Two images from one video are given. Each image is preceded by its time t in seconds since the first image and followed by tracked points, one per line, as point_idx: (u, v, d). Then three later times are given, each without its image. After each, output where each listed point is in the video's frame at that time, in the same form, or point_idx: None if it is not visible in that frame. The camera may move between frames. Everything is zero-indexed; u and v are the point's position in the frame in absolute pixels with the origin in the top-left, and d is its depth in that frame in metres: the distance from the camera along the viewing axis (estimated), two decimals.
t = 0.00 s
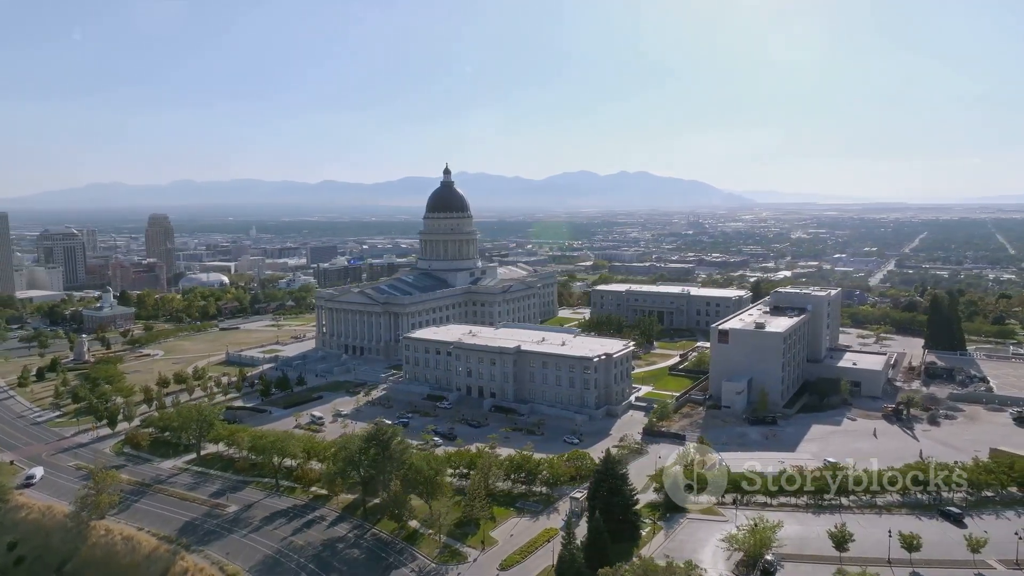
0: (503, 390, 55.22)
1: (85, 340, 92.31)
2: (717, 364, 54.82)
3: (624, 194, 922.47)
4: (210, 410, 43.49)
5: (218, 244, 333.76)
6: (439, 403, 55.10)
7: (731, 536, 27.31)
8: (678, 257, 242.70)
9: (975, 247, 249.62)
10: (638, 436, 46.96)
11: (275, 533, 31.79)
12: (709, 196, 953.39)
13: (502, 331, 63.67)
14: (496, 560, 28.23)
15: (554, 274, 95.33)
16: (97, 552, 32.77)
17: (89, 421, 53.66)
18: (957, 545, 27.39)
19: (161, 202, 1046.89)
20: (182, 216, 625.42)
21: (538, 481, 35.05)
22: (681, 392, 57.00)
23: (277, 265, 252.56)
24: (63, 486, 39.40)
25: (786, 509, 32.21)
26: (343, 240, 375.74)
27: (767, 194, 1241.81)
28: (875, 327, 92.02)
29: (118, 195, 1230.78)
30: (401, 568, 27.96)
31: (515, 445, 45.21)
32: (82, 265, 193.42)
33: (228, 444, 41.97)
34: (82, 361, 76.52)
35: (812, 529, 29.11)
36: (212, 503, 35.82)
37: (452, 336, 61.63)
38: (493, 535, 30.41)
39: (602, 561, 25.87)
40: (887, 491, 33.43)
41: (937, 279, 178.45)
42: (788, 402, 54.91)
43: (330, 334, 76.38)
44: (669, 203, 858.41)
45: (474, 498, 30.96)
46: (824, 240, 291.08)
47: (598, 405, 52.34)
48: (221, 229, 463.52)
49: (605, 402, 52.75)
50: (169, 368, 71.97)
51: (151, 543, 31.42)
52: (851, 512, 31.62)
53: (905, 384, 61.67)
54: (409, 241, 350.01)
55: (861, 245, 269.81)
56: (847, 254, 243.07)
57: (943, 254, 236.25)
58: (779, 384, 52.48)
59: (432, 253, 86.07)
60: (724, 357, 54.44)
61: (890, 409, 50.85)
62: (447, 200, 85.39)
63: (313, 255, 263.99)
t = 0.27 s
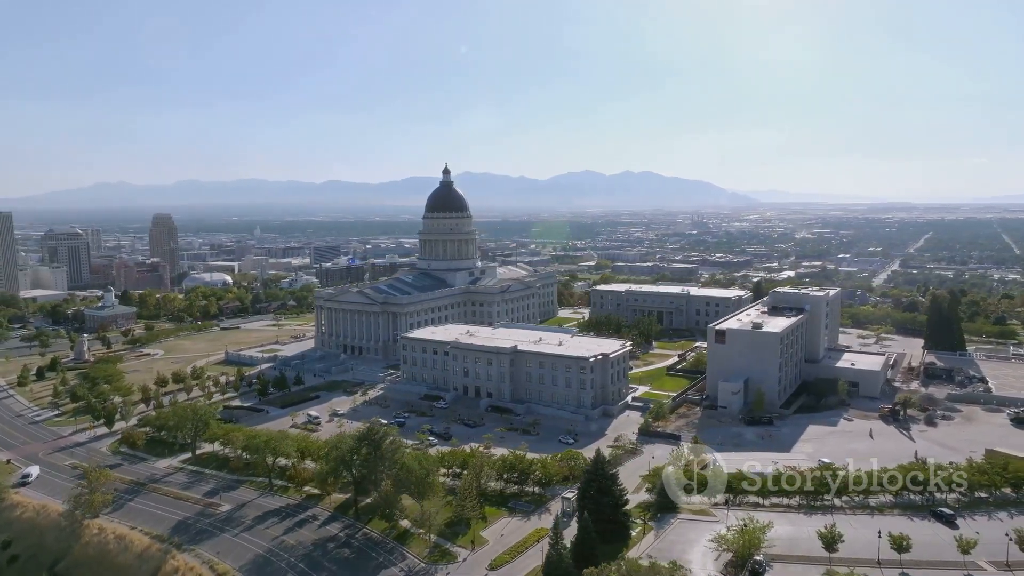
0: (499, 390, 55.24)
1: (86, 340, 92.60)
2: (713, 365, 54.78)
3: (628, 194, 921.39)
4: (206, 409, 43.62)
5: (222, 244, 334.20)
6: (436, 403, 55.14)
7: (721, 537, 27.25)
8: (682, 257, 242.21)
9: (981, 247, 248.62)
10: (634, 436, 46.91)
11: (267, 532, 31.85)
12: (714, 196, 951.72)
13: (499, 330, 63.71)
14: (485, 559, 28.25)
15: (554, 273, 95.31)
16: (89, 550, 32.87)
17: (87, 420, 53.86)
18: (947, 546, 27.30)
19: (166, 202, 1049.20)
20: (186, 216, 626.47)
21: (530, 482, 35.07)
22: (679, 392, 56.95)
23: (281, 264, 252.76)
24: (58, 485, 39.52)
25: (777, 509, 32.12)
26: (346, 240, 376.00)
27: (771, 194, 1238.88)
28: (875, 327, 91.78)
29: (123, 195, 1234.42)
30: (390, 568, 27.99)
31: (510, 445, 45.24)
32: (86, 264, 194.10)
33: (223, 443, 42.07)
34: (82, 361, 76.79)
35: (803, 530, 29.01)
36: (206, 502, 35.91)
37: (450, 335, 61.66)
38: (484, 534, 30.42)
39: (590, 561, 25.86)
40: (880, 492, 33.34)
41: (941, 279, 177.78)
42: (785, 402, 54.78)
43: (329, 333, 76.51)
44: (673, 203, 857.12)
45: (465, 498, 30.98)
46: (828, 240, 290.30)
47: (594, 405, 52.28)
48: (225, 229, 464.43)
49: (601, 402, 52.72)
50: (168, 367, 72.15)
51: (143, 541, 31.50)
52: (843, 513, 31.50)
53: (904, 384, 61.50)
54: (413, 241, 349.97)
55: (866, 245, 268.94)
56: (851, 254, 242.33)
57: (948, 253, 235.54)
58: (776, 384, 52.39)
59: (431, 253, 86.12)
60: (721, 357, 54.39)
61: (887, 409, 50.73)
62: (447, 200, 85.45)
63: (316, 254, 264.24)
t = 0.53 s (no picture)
0: (496, 390, 55.23)
1: (87, 339, 92.89)
2: (710, 365, 54.72)
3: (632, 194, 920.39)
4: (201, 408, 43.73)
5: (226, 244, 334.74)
6: (432, 403, 55.16)
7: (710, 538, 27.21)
8: (685, 257, 241.73)
9: (985, 247, 247.57)
10: (629, 436, 46.88)
11: (258, 531, 31.90)
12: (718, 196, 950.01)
13: (497, 330, 63.72)
14: (475, 559, 28.25)
15: (554, 273, 95.28)
16: (82, 549, 32.95)
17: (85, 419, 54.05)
18: (938, 547, 27.23)
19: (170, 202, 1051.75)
20: (191, 216, 627.94)
21: (522, 482, 35.05)
22: (675, 392, 56.87)
23: (284, 264, 253.06)
24: (53, 483, 39.66)
25: (769, 510, 32.05)
26: (350, 240, 376.31)
27: (776, 194, 1235.96)
28: (876, 327, 91.50)
29: (128, 194, 1237.99)
30: (380, 568, 28.03)
31: (505, 445, 45.24)
32: (90, 264, 194.78)
33: (218, 442, 42.16)
34: (82, 360, 77.09)
35: (793, 532, 28.93)
36: (199, 501, 35.98)
37: (447, 335, 61.68)
38: (474, 534, 30.43)
39: (579, 560, 25.91)
40: (872, 492, 33.26)
41: (946, 280, 177.10)
42: (782, 402, 54.67)
43: (327, 333, 76.60)
44: (677, 203, 855.78)
45: (456, 497, 31.01)
46: (833, 240, 289.51)
47: (590, 405, 52.25)
48: (229, 229, 465.40)
49: (597, 402, 52.68)
50: (167, 366, 72.35)
51: (134, 541, 31.58)
52: (834, 514, 31.42)
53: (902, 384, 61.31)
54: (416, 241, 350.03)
55: (870, 245, 268.10)
56: (855, 254, 241.55)
57: (952, 254, 234.71)
58: (772, 384, 52.29)
59: (431, 253, 86.18)
60: (718, 357, 54.32)
61: (884, 410, 50.62)
62: (446, 200, 85.51)
63: (319, 254, 264.49)
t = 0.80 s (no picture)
0: (492, 390, 55.25)
1: (88, 339, 93.20)
2: (707, 365, 54.63)
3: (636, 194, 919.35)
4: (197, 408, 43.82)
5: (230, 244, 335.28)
6: (429, 403, 55.20)
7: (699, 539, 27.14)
8: (688, 257, 241.23)
9: (990, 247, 246.61)
10: (624, 436, 46.82)
11: (250, 531, 31.96)
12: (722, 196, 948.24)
13: (494, 330, 63.73)
14: (464, 559, 28.27)
15: (553, 273, 95.24)
16: (76, 548, 33.06)
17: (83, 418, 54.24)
18: (928, 548, 27.14)
19: (175, 201, 1054.24)
20: (195, 216, 629.73)
21: (515, 482, 35.04)
22: (672, 392, 56.79)
23: (287, 263, 253.44)
24: (49, 482, 39.83)
25: (761, 510, 31.96)
26: (353, 240, 376.57)
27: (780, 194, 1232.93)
28: (876, 327, 91.23)
29: (133, 194, 1241.45)
30: (369, 567, 28.05)
31: (500, 445, 45.23)
32: (95, 263, 195.23)
33: (213, 441, 42.25)
34: (82, 359, 77.40)
35: (784, 532, 28.85)
36: (193, 500, 36.06)
37: (445, 335, 61.70)
38: (465, 534, 30.42)
39: (567, 560, 25.80)
40: (865, 493, 33.17)
41: (950, 279, 176.43)
42: (779, 402, 54.56)
43: (326, 332, 76.69)
44: (681, 203, 854.30)
45: (447, 497, 30.99)
46: (837, 240, 288.72)
47: (586, 405, 52.21)
48: (233, 229, 466.29)
49: (593, 402, 52.63)
50: (166, 366, 72.55)
51: (127, 540, 31.68)
52: (826, 514, 31.31)
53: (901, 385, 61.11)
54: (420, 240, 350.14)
55: (874, 245, 267.25)
56: (859, 254, 240.79)
57: (957, 254, 233.89)
58: (769, 384, 52.18)
59: (430, 253, 86.22)
60: (714, 357, 54.22)
61: (880, 410, 50.47)
62: (446, 200, 85.54)
63: (322, 254, 264.73)
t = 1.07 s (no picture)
0: (489, 390, 55.27)
1: (89, 339, 93.49)
2: (704, 365, 54.54)
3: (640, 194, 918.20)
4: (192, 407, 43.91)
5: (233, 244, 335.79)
6: (426, 402, 55.24)
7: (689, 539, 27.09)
8: (691, 257, 240.68)
9: (996, 247, 245.60)
10: (620, 436, 46.78)
11: (242, 530, 32.03)
12: (726, 196, 946.50)
13: (492, 330, 63.74)
14: (454, 559, 28.27)
15: (553, 273, 95.18)
16: (69, 547, 33.17)
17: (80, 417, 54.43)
18: (918, 548, 27.07)
19: (180, 201, 1056.70)
20: (200, 215, 631.02)
21: (507, 482, 35.06)
22: (669, 392, 56.71)
23: (290, 263, 253.83)
24: (44, 481, 39.98)
25: (752, 511, 31.90)
26: (357, 240, 376.76)
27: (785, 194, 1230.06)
28: (877, 327, 90.95)
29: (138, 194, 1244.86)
30: (359, 567, 28.09)
31: (495, 444, 45.24)
32: (98, 263, 195.79)
33: (208, 441, 42.34)
34: (82, 359, 77.67)
35: (774, 533, 28.79)
36: (186, 499, 36.14)
37: (442, 335, 61.74)
38: (455, 534, 30.44)
39: (556, 560, 25.77)
40: (857, 493, 33.07)
41: (954, 279, 175.80)
42: (776, 402, 54.46)
43: (325, 332, 76.81)
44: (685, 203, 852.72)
45: (437, 497, 30.99)
46: (841, 240, 287.94)
47: (582, 404, 52.18)
48: (238, 229, 467.20)
49: (590, 402, 52.60)
50: (166, 365, 72.75)
51: (120, 539, 31.80)
52: (818, 515, 31.23)
53: (899, 385, 60.92)
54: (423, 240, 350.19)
55: (879, 245, 266.36)
56: (863, 254, 240.03)
57: (962, 254, 233.07)
58: (766, 384, 52.08)
59: (429, 252, 86.25)
60: (711, 357, 54.14)
61: (877, 411, 50.33)
62: (445, 200, 85.58)
63: (325, 254, 264.97)
